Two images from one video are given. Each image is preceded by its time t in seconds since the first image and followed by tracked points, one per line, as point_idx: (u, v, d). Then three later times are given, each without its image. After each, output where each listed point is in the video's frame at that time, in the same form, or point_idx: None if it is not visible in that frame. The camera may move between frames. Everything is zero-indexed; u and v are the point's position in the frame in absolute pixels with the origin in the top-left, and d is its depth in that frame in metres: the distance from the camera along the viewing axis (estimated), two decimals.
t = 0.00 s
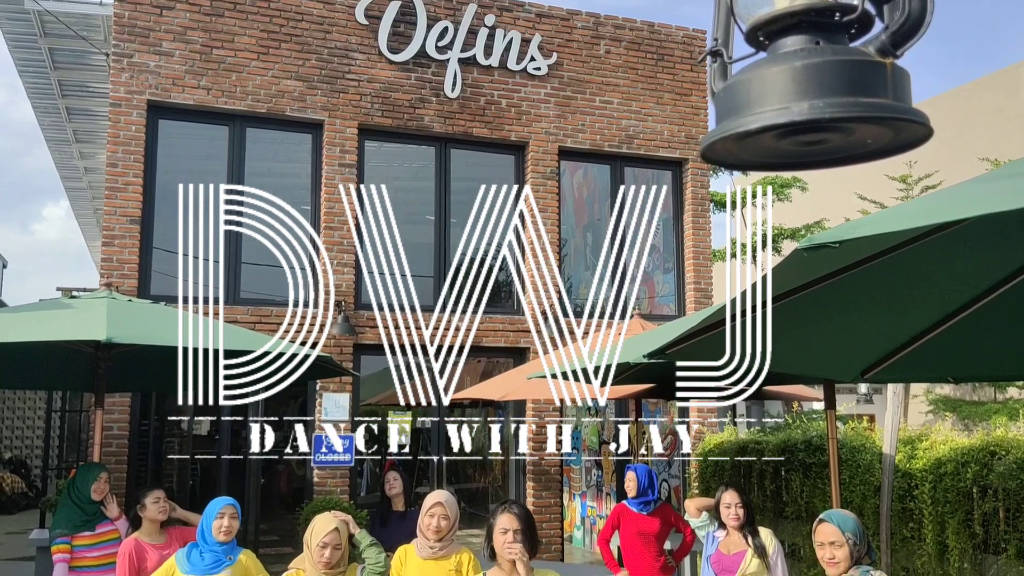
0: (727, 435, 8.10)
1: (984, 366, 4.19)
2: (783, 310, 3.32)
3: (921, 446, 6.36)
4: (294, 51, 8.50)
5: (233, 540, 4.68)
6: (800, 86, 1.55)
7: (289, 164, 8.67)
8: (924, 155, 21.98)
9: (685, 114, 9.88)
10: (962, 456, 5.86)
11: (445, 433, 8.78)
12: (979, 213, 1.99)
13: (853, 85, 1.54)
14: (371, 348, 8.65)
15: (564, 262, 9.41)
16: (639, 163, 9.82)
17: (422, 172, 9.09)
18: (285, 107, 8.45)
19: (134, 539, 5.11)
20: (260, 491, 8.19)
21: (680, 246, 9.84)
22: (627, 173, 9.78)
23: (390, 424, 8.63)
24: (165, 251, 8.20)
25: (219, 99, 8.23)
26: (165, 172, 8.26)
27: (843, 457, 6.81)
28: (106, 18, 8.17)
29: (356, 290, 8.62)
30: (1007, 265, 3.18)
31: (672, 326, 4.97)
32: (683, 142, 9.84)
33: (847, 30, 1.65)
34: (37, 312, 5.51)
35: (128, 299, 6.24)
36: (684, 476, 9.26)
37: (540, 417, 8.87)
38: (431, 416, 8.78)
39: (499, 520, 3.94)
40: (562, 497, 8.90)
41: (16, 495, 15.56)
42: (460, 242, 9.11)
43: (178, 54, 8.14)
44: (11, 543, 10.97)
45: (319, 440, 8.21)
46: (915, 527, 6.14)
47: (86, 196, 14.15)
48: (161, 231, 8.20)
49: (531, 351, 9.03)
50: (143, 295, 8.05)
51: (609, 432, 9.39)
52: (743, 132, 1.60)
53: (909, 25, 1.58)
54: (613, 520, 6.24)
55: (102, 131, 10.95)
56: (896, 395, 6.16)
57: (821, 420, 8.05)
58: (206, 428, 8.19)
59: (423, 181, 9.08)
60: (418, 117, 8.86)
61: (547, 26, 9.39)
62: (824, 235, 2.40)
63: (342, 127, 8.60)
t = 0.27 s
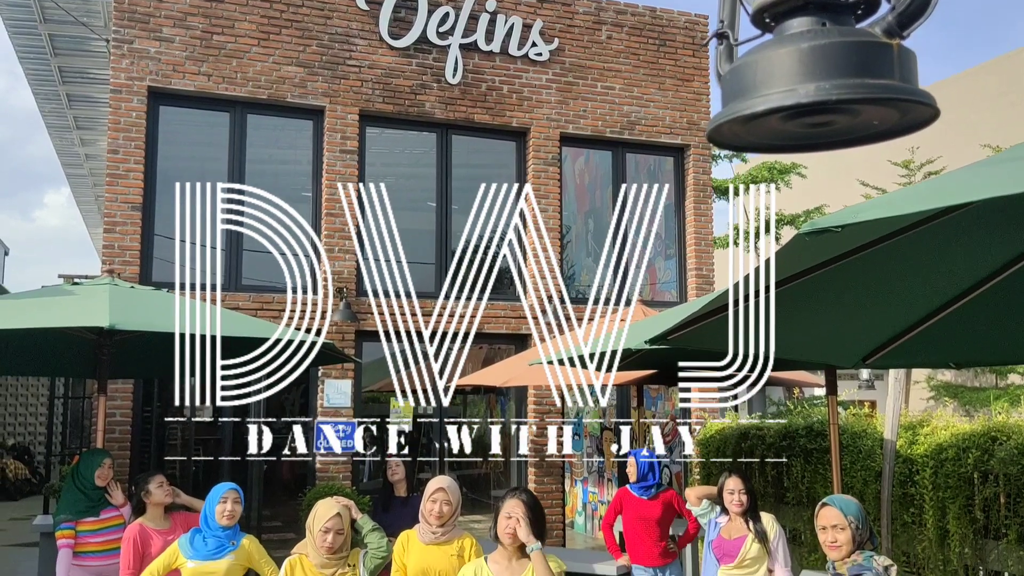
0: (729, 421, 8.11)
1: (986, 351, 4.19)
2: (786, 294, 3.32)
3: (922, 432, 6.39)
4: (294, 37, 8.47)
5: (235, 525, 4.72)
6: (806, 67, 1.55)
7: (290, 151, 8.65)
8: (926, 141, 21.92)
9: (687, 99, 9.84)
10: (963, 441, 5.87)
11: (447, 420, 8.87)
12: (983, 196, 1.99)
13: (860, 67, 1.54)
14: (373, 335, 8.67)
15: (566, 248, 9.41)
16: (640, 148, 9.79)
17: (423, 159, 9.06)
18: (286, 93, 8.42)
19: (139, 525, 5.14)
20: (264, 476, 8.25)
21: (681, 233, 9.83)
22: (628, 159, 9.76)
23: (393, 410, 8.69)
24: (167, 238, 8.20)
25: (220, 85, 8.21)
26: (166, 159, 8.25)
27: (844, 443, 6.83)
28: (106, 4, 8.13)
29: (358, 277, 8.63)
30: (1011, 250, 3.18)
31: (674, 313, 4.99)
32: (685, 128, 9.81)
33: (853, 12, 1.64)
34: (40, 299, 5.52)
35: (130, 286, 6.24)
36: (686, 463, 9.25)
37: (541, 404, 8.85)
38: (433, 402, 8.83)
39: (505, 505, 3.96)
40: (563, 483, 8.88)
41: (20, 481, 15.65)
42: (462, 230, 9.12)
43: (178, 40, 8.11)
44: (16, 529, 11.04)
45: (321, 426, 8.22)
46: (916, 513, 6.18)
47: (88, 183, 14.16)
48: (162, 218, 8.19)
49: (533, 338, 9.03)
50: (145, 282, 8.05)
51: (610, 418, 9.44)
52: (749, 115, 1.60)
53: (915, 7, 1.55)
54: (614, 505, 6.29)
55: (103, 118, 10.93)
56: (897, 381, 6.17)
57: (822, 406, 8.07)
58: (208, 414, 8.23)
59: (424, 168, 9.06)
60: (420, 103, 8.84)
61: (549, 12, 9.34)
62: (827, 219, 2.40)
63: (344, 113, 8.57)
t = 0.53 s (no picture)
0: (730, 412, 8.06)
1: (987, 341, 4.18)
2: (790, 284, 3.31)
3: (923, 422, 6.35)
4: (295, 28, 8.44)
5: (236, 515, 4.73)
6: (808, 51, 1.55)
7: (290, 143, 8.64)
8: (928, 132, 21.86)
9: (688, 90, 9.81)
10: (964, 432, 5.88)
11: (448, 412, 8.82)
12: (987, 184, 2.00)
13: (863, 51, 1.54)
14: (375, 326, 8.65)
15: (567, 240, 9.37)
16: (642, 139, 9.77)
17: (424, 150, 9.05)
18: (287, 84, 8.40)
19: (141, 515, 5.16)
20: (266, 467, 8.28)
21: (683, 224, 9.82)
22: (630, 150, 9.73)
23: (394, 401, 8.68)
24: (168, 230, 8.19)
25: (220, 76, 8.19)
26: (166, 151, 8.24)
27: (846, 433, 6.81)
28: None
29: (358, 269, 8.63)
30: (1014, 238, 3.18)
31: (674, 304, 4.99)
32: (687, 118, 9.78)
33: None
34: (40, 290, 5.52)
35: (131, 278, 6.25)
36: (687, 453, 9.31)
37: (543, 395, 8.84)
38: (434, 394, 8.82)
39: (506, 495, 3.95)
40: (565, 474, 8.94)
41: (23, 472, 15.71)
42: (463, 221, 9.12)
43: (178, 32, 8.10)
44: (18, 520, 11.07)
45: (323, 418, 8.21)
46: (917, 503, 6.16)
47: (88, 175, 14.15)
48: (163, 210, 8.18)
49: (534, 329, 9.03)
50: (146, 274, 8.05)
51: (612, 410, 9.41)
52: (751, 99, 1.59)
53: None
54: (615, 497, 6.27)
55: (103, 109, 10.92)
56: (899, 371, 6.16)
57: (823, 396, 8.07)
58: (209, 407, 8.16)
59: (425, 159, 9.05)
60: (420, 94, 8.82)
61: (550, 2, 9.31)
62: (830, 208, 2.40)
63: (344, 104, 8.56)
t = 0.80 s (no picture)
0: (731, 405, 8.04)
1: (987, 333, 4.18)
2: (790, 275, 3.34)
3: (925, 415, 6.31)
4: (295, 21, 8.44)
5: (238, 509, 4.74)
6: (810, 29, 1.61)
7: (291, 137, 8.63)
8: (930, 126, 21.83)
9: (689, 83, 9.79)
10: (966, 425, 5.86)
11: (449, 405, 8.81)
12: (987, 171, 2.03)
13: (864, 30, 1.60)
14: (375, 321, 8.65)
15: (568, 235, 9.39)
16: (643, 133, 9.77)
17: (424, 144, 9.03)
18: (287, 78, 8.40)
19: (144, 508, 5.16)
20: (267, 463, 8.27)
21: (684, 218, 9.82)
22: (631, 144, 9.72)
23: (394, 396, 8.64)
24: (168, 224, 8.19)
25: (220, 70, 8.18)
26: (167, 145, 8.23)
27: (847, 427, 6.79)
28: None
29: (359, 263, 8.63)
30: (1014, 231, 3.20)
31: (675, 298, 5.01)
32: (688, 112, 9.76)
33: None
34: (42, 283, 5.52)
35: (132, 271, 6.25)
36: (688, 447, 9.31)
37: (543, 389, 8.87)
38: (436, 388, 8.79)
39: (506, 488, 3.92)
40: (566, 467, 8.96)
41: (24, 467, 15.76)
42: (464, 216, 9.12)
43: (178, 25, 8.09)
44: (19, 514, 11.09)
45: (324, 411, 8.21)
46: (918, 496, 6.16)
47: (88, 169, 14.15)
48: (164, 204, 8.18)
49: (535, 323, 9.02)
50: (147, 268, 8.05)
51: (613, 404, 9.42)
52: (753, 77, 1.65)
53: None
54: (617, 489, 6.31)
55: (103, 103, 10.91)
56: (900, 364, 6.13)
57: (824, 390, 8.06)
58: (212, 401, 8.23)
59: (426, 153, 9.04)
60: (421, 87, 8.81)
61: None
62: (831, 196, 2.43)
63: (345, 98, 8.54)
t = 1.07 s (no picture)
0: (734, 393, 8.04)
1: (988, 321, 4.18)
2: (792, 262, 3.33)
3: (927, 403, 6.30)
4: (295, 9, 8.41)
5: (240, 497, 4.74)
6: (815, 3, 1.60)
7: (292, 126, 8.62)
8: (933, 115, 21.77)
9: (692, 71, 9.75)
10: (968, 413, 5.86)
11: (452, 395, 8.82)
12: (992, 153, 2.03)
13: (871, 3, 1.60)
14: (378, 310, 8.65)
15: (570, 224, 9.38)
16: (645, 121, 9.74)
17: (426, 133, 9.01)
18: (288, 67, 8.37)
19: (148, 496, 5.17)
20: (270, 452, 8.29)
21: (686, 207, 9.80)
22: (633, 132, 9.70)
23: (397, 385, 8.65)
24: (170, 214, 8.18)
25: (221, 58, 8.17)
26: (168, 134, 8.22)
27: (848, 415, 6.79)
28: None
29: (361, 252, 8.62)
30: (1016, 219, 3.19)
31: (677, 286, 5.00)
32: (690, 100, 9.73)
33: None
34: (44, 272, 5.52)
35: (134, 261, 6.25)
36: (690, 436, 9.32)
37: (546, 378, 8.88)
38: (438, 377, 8.80)
39: (511, 474, 3.94)
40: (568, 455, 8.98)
41: (28, 456, 15.82)
42: (466, 205, 9.10)
43: (179, 13, 8.07)
44: (23, 503, 11.12)
45: (327, 400, 8.22)
46: (920, 484, 6.17)
47: (90, 159, 14.14)
48: (165, 194, 8.17)
49: (537, 312, 9.01)
50: (149, 257, 8.05)
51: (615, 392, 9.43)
52: (758, 51, 1.64)
53: None
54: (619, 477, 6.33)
55: (104, 92, 10.89)
56: (903, 352, 6.14)
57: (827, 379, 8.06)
58: (215, 390, 8.23)
59: (427, 142, 9.01)
60: (422, 76, 8.78)
61: None
62: (835, 179, 2.43)
63: (346, 87, 8.52)
